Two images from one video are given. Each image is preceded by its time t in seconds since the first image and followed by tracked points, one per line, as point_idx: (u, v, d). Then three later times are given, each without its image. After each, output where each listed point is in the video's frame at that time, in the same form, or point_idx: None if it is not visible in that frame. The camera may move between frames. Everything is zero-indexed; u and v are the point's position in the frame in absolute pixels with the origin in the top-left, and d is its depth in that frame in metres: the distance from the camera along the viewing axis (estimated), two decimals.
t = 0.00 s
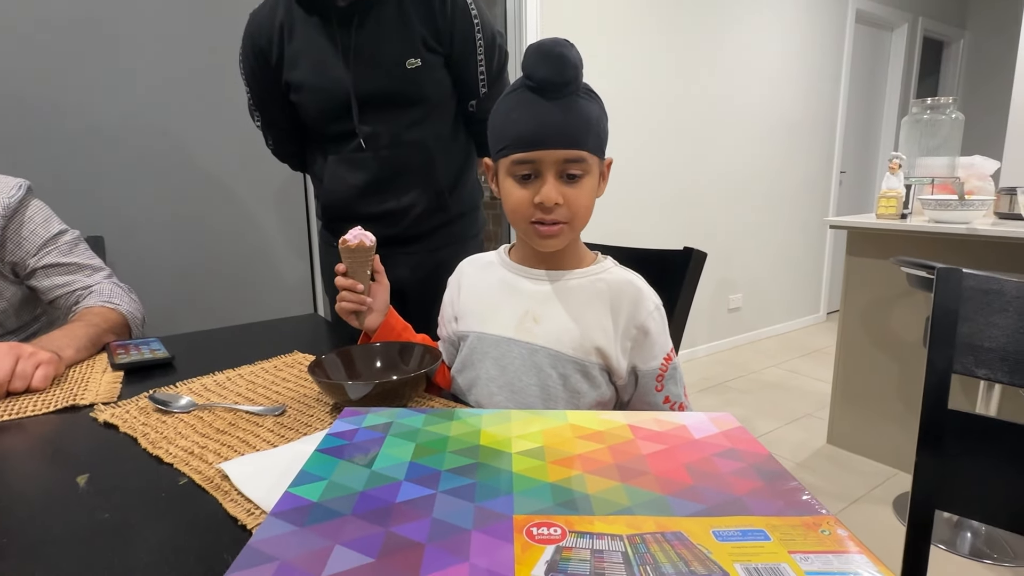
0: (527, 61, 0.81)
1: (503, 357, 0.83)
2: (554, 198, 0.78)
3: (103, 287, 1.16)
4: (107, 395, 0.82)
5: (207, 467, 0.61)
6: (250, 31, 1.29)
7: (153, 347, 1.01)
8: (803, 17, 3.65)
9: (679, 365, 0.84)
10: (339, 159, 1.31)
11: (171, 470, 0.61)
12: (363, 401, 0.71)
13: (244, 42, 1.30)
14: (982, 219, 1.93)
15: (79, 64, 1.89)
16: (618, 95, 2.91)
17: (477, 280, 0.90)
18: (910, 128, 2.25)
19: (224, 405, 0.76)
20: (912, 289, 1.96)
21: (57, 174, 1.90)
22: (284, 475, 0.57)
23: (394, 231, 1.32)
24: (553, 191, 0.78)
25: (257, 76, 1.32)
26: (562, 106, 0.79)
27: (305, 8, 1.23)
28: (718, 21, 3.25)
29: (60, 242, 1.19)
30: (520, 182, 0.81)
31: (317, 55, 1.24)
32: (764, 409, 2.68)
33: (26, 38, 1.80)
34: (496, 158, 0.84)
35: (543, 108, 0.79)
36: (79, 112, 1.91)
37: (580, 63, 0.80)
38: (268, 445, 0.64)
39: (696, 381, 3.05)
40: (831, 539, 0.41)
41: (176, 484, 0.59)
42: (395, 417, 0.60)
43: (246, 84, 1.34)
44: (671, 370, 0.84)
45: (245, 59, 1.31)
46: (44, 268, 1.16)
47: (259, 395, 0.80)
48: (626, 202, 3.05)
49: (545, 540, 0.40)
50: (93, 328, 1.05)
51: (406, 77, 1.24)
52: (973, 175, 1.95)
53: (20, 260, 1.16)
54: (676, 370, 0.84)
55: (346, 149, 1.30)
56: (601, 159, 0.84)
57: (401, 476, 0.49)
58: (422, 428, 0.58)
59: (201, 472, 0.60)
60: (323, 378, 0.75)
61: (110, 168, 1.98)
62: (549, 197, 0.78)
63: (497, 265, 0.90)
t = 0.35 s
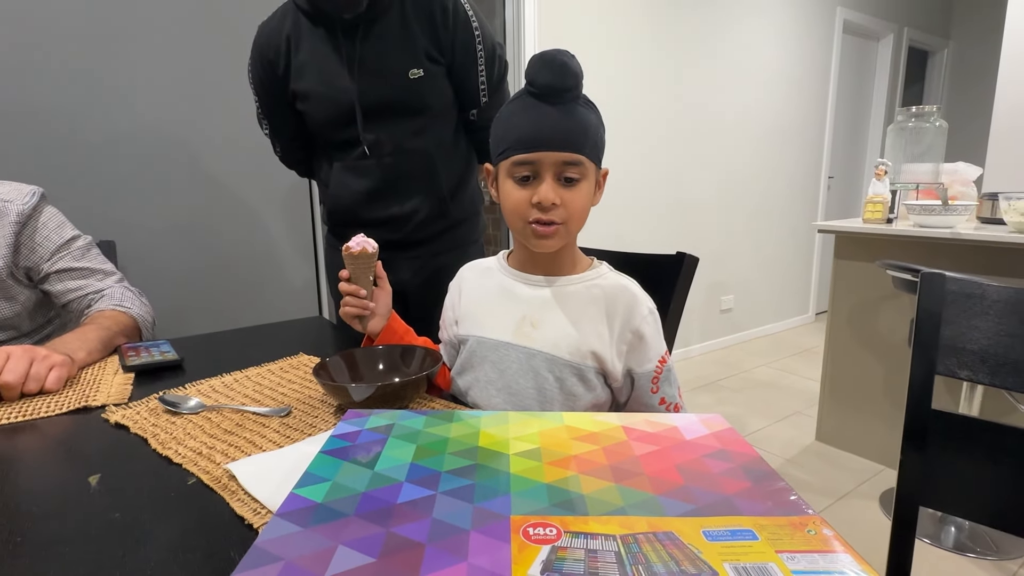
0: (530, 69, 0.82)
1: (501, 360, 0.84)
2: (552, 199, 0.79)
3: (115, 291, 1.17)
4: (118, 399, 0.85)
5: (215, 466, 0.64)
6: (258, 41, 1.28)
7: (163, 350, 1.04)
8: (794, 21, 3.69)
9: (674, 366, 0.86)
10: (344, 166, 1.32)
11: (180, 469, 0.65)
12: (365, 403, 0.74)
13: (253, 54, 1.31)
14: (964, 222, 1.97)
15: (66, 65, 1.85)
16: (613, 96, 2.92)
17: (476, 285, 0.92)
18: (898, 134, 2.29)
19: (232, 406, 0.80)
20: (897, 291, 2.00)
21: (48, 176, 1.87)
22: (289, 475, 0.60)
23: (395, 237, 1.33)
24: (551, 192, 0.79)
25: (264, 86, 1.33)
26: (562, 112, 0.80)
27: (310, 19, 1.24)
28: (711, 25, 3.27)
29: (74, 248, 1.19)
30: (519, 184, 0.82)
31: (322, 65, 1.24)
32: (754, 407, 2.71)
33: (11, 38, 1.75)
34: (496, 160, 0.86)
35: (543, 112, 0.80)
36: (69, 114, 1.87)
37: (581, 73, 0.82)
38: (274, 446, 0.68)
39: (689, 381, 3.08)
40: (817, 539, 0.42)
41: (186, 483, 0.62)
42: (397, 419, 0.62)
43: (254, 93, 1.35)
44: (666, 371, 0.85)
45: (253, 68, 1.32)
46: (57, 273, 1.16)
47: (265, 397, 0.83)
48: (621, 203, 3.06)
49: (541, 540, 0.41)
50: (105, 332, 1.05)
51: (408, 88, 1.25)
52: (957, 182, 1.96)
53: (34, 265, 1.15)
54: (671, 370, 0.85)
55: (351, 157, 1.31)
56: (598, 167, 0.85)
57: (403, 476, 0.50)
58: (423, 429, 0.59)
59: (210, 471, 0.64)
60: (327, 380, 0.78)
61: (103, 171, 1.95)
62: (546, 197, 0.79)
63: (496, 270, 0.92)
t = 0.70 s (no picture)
0: (525, 74, 0.84)
1: (501, 363, 0.86)
2: (548, 201, 0.81)
3: (118, 294, 1.18)
4: (123, 401, 0.86)
5: (220, 468, 0.66)
6: (261, 48, 1.31)
7: (167, 352, 1.05)
8: (790, 22, 3.70)
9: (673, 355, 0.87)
10: (345, 170, 1.33)
11: (184, 470, 0.67)
12: (366, 405, 0.75)
13: (256, 59, 1.33)
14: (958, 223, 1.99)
15: (64, 65, 1.85)
16: (611, 98, 2.93)
17: (474, 288, 0.93)
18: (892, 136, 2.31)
19: (236, 408, 0.81)
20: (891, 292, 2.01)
21: (48, 178, 1.87)
22: (291, 477, 0.61)
23: (395, 240, 1.34)
24: (547, 195, 0.81)
25: (266, 91, 1.34)
26: (557, 116, 0.81)
27: (312, 25, 1.25)
28: (708, 26, 3.28)
29: (78, 251, 1.21)
30: (515, 187, 0.83)
31: (324, 70, 1.25)
32: (751, 406, 2.72)
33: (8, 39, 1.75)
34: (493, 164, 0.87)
35: (538, 116, 0.81)
36: (68, 115, 1.87)
37: (575, 78, 0.83)
38: (277, 448, 0.69)
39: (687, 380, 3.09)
40: (806, 538, 0.43)
41: (191, 485, 0.63)
42: (398, 421, 0.63)
43: (256, 98, 1.37)
44: (667, 359, 0.86)
45: (256, 74, 1.34)
46: (61, 276, 1.17)
47: (267, 399, 0.85)
48: (618, 204, 3.07)
49: (538, 540, 0.42)
50: (109, 335, 1.07)
51: (408, 93, 1.26)
52: (951, 184, 1.99)
53: (39, 268, 1.17)
54: (672, 357, 0.87)
55: (352, 161, 1.32)
56: (593, 171, 0.87)
57: (404, 477, 0.51)
58: (423, 431, 0.61)
59: (214, 472, 0.65)
60: (330, 382, 0.79)
61: (103, 172, 1.96)
62: (543, 199, 0.80)
63: (494, 273, 0.93)
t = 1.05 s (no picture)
0: (509, 81, 0.87)
1: (495, 360, 0.89)
2: (534, 202, 0.84)
3: (127, 294, 1.21)
4: (134, 398, 0.90)
5: (230, 461, 0.69)
6: (265, 55, 1.35)
7: (175, 351, 1.09)
8: (786, 22, 3.72)
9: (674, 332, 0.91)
10: (347, 173, 1.37)
11: (196, 463, 0.70)
12: (369, 401, 0.78)
13: (260, 66, 1.37)
14: (950, 222, 2.02)
15: (70, 69, 1.88)
16: (609, 98, 2.96)
17: (468, 287, 0.97)
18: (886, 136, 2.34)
19: (243, 405, 0.84)
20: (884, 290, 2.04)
21: (54, 180, 1.91)
22: (298, 469, 0.65)
23: (396, 241, 1.38)
24: (533, 195, 0.84)
25: (271, 97, 1.38)
26: (541, 121, 0.85)
27: (314, 33, 1.28)
28: (704, 26, 3.30)
29: (88, 253, 1.25)
30: (503, 189, 0.87)
31: (326, 76, 1.29)
32: (748, 402, 2.75)
33: (15, 44, 1.79)
34: (481, 168, 0.90)
35: (524, 122, 0.85)
36: (74, 119, 1.91)
37: (557, 83, 0.87)
38: (283, 442, 0.73)
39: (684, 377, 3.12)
40: (778, 523, 0.46)
41: (203, 477, 0.67)
42: (399, 416, 0.66)
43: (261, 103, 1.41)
44: (670, 334, 0.90)
45: (261, 81, 1.38)
46: (72, 278, 1.21)
47: (273, 396, 0.88)
48: (616, 203, 3.10)
49: (528, 525, 0.45)
50: (120, 336, 1.11)
51: (408, 98, 1.29)
52: (943, 183, 2.01)
53: (50, 270, 1.20)
54: (674, 333, 0.90)
55: (354, 164, 1.36)
56: (579, 172, 0.90)
57: (403, 468, 0.55)
58: (422, 425, 0.64)
59: (224, 465, 0.68)
60: (334, 380, 0.83)
61: (108, 174, 1.99)
62: (529, 200, 0.83)
63: (487, 273, 0.96)
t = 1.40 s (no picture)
0: (501, 90, 0.92)
1: (482, 358, 0.95)
2: (523, 204, 0.89)
3: (134, 296, 1.26)
4: (144, 395, 0.95)
5: (236, 453, 0.74)
6: (264, 64, 1.40)
7: (182, 350, 1.14)
8: (780, 23, 3.76)
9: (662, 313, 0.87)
10: (345, 178, 1.42)
11: (204, 455, 0.75)
12: (366, 396, 0.83)
13: (260, 75, 1.42)
14: (935, 221, 2.08)
15: (75, 75, 1.93)
16: (604, 99, 3.00)
17: (458, 289, 1.02)
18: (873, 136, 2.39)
19: (247, 401, 0.90)
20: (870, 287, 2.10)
21: (60, 184, 1.96)
22: (299, 460, 0.70)
23: (393, 243, 1.43)
24: (522, 198, 0.89)
25: (271, 105, 1.43)
26: (531, 128, 0.89)
27: (312, 44, 1.33)
28: (699, 27, 3.34)
29: (96, 256, 1.29)
30: (493, 191, 0.91)
31: (323, 85, 1.34)
32: (740, 398, 2.81)
33: (21, 51, 1.83)
34: (473, 172, 0.95)
35: (515, 128, 0.89)
36: (79, 123, 1.96)
37: (547, 95, 0.92)
38: (285, 435, 0.78)
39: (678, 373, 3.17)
40: (733, 504, 0.51)
41: (211, 468, 0.72)
42: (394, 410, 0.71)
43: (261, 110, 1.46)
44: (655, 318, 0.86)
45: (261, 89, 1.43)
46: (82, 280, 1.25)
47: (276, 392, 0.93)
48: (611, 202, 3.14)
49: (507, 506, 0.50)
50: (129, 335, 1.16)
51: (402, 105, 1.33)
52: (929, 181, 2.06)
53: (60, 273, 1.25)
54: (660, 315, 0.86)
55: (351, 169, 1.41)
56: (565, 179, 0.95)
57: (396, 457, 0.60)
58: (415, 418, 0.69)
59: (231, 457, 0.73)
60: (333, 377, 0.88)
61: (112, 177, 2.04)
62: (518, 202, 0.88)
63: (475, 276, 1.02)
